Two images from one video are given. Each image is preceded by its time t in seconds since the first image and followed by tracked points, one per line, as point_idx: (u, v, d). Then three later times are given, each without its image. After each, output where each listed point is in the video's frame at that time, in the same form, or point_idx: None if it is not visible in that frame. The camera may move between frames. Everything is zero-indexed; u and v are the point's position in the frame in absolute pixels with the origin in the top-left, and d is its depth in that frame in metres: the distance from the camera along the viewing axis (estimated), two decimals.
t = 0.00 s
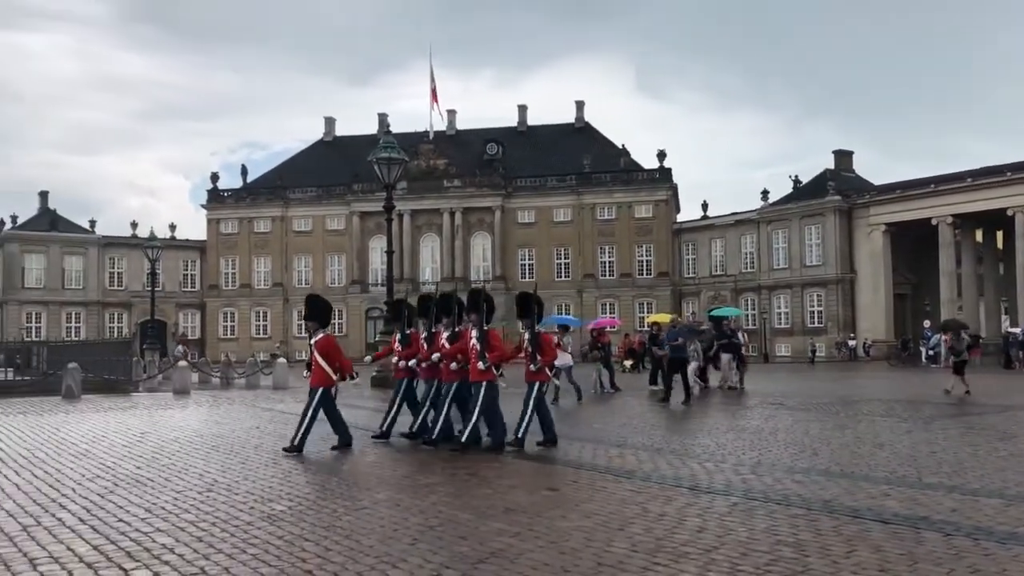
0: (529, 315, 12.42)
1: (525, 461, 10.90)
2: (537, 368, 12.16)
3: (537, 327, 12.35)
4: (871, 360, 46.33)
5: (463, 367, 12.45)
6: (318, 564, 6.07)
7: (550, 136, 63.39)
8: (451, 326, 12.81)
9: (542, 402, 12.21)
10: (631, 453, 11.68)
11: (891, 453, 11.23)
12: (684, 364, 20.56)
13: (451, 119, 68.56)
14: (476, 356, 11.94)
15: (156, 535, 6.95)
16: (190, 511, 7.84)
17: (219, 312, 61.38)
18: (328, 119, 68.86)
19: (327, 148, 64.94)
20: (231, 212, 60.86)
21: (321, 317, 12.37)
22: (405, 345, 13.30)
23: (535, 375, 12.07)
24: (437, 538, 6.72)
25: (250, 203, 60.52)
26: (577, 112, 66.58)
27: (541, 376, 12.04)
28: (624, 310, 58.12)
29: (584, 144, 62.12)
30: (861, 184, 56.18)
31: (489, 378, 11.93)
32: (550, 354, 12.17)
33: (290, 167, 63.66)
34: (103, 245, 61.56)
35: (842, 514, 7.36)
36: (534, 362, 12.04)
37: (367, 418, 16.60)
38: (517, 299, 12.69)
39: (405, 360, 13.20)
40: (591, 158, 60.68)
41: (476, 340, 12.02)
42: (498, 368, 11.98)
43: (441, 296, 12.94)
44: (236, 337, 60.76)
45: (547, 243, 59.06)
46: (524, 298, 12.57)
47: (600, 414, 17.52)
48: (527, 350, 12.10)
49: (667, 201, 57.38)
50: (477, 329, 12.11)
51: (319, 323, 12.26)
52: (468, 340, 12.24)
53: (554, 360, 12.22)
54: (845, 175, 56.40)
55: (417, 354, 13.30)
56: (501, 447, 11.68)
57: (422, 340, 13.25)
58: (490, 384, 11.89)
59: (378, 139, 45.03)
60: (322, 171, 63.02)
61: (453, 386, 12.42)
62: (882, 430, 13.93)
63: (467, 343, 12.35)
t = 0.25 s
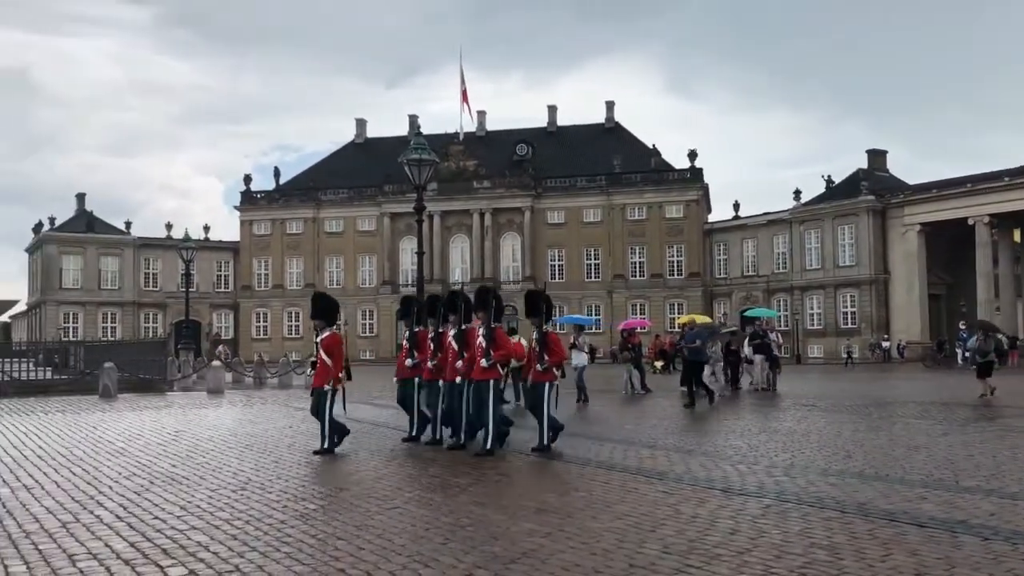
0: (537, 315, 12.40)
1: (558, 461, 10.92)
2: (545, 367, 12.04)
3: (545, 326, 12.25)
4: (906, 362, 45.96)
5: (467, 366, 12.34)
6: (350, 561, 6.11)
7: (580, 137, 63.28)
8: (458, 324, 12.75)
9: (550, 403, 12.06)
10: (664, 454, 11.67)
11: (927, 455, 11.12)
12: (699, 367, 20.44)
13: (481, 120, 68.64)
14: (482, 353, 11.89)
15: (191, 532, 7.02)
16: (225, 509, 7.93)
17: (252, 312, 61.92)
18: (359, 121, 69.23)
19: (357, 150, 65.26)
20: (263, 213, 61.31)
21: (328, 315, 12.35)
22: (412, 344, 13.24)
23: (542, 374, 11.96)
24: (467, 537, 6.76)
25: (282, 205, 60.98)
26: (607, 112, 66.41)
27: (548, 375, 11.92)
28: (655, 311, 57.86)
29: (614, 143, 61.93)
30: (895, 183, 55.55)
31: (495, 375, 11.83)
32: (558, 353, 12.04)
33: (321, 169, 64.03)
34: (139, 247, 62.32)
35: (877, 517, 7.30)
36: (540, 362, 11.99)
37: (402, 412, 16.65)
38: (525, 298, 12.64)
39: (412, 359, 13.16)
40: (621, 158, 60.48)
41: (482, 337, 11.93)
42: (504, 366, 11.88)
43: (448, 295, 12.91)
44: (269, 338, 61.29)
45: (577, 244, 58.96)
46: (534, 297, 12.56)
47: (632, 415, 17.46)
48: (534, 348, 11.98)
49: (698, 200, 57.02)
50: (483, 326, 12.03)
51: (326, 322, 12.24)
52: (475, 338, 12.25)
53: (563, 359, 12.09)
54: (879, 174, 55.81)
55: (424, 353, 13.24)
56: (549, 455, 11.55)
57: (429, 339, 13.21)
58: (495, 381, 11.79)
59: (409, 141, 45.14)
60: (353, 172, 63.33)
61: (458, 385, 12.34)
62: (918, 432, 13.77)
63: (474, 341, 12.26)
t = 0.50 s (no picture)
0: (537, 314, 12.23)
1: (579, 461, 10.91)
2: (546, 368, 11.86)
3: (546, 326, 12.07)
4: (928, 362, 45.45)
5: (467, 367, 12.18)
6: (372, 559, 6.13)
7: (601, 136, 63.14)
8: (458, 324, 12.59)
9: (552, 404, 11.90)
10: (684, 454, 11.65)
11: (952, 457, 11.02)
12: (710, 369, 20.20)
13: (502, 119, 68.66)
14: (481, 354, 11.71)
15: (214, 529, 7.06)
16: (248, 506, 7.96)
17: (274, 310, 62.27)
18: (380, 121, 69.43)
19: (378, 149, 65.45)
20: (284, 212, 61.62)
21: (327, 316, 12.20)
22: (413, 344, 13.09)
23: (543, 375, 11.79)
24: (488, 536, 6.76)
25: (303, 204, 61.26)
26: (628, 111, 66.23)
27: (549, 376, 11.75)
28: (676, 311, 57.67)
29: (635, 143, 61.76)
30: (919, 183, 55.06)
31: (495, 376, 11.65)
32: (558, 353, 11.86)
33: (343, 168, 64.25)
34: (162, 245, 62.78)
35: (901, 518, 7.24)
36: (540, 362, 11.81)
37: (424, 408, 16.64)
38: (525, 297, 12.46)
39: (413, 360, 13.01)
40: (642, 158, 60.31)
41: (481, 338, 11.75)
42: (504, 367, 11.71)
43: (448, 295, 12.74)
44: (290, 336, 61.58)
45: (597, 244, 58.86)
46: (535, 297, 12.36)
47: (653, 415, 17.42)
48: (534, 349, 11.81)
49: (720, 200, 56.78)
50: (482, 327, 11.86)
51: (325, 322, 12.10)
52: (474, 339, 12.09)
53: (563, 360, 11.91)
54: (903, 173, 55.35)
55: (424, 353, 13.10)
56: (558, 455, 11.43)
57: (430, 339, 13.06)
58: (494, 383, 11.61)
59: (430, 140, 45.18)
60: (374, 172, 63.48)
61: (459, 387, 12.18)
62: (942, 434, 13.65)
63: (473, 342, 12.09)
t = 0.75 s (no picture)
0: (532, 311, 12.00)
1: (597, 459, 10.89)
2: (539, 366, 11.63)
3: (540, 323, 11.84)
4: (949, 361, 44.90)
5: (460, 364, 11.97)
6: (393, 556, 6.15)
7: (620, 134, 63.04)
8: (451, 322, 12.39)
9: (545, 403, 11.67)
10: (703, 452, 11.61)
11: (975, 457, 10.92)
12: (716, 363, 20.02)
13: (520, 117, 68.65)
14: (473, 352, 11.50)
15: (236, 525, 7.11)
16: (269, 503, 8.01)
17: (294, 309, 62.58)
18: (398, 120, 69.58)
19: (396, 148, 65.60)
20: (304, 211, 61.91)
21: (318, 313, 12.00)
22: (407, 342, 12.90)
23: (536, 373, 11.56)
24: (508, 534, 6.76)
25: (322, 203, 61.52)
26: (646, 109, 66.05)
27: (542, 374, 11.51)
28: (694, 309, 57.49)
29: (654, 141, 61.59)
30: (940, 179, 54.60)
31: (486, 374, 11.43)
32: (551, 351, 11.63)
33: (361, 167, 64.45)
34: (183, 244, 63.24)
35: (923, 518, 7.18)
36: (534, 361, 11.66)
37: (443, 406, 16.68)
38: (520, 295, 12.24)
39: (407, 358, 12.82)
40: (660, 155, 60.15)
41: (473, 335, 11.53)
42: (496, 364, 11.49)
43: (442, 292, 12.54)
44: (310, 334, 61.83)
45: (615, 242, 58.75)
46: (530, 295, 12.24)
47: (671, 413, 17.36)
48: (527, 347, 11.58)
49: (739, 198, 56.56)
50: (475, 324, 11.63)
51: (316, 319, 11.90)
52: (467, 336, 11.87)
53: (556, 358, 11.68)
54: (924, 170, 54.91)
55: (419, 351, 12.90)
56: (573, 454, 11.39)
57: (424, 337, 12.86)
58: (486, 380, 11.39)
59: (448, 139, 45.21)
60: (393, 171, 63.63)
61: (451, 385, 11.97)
62: (965, 433, 13.53)
63: (466, 339, 11.87)
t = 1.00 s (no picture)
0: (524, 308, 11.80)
1: (608, 456, 10.87)
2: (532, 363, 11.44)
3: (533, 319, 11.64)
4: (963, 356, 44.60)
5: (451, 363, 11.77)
6: (406, 554, 6.15)
7: (631, 130, 62.91)
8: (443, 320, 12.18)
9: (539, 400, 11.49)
10: (715, 450, 11.57)
11: (990, 453, 10.86)
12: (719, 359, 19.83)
13: (531, 114, 68.62)
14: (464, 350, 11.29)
15: (250, 523, 7.14)
16: (282, 500, 8.04)
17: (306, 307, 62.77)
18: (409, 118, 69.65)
19: (407, 146, 65.69)
20: (315, 210, 62.09)
21: (306, 311, 11.75)
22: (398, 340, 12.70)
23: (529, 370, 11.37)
24: (520, 532, 6.75)
25: (333, 201, 61.69)
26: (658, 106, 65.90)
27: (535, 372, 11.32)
28: (707, 305, 57.38)
29: (666, 137, 61.45)
30: (954, 174, 54.27)
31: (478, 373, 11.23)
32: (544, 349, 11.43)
33: (373, 166, 64.55)
34: (196, 243, 63.52)
35: (938, 515, 7.15)
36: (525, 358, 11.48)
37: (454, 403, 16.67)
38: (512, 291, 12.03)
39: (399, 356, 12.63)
40: (671, 151, 60.03)
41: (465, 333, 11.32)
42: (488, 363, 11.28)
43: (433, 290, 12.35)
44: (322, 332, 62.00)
45: (627, 239, 58.68)
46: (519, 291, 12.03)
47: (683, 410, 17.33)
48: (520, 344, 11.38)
49: (751, 194, 56.39)
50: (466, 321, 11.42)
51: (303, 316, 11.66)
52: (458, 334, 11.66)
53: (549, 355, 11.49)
54: (937, 165, 54.61)
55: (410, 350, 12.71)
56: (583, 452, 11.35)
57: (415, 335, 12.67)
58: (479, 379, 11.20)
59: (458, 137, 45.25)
60: (404, 169, 63.70)
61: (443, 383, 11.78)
62: (980, 429, 13.45)
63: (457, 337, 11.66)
